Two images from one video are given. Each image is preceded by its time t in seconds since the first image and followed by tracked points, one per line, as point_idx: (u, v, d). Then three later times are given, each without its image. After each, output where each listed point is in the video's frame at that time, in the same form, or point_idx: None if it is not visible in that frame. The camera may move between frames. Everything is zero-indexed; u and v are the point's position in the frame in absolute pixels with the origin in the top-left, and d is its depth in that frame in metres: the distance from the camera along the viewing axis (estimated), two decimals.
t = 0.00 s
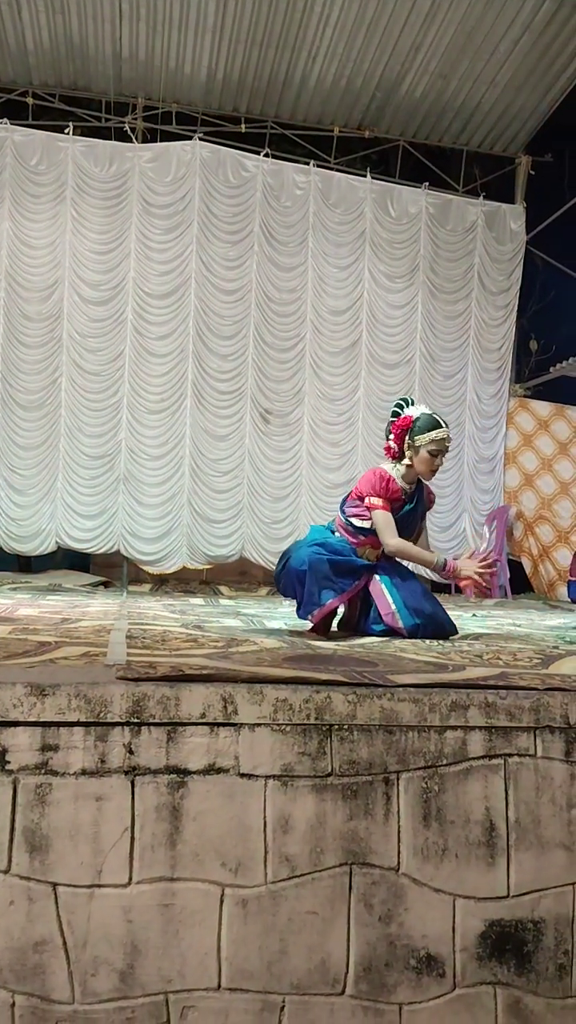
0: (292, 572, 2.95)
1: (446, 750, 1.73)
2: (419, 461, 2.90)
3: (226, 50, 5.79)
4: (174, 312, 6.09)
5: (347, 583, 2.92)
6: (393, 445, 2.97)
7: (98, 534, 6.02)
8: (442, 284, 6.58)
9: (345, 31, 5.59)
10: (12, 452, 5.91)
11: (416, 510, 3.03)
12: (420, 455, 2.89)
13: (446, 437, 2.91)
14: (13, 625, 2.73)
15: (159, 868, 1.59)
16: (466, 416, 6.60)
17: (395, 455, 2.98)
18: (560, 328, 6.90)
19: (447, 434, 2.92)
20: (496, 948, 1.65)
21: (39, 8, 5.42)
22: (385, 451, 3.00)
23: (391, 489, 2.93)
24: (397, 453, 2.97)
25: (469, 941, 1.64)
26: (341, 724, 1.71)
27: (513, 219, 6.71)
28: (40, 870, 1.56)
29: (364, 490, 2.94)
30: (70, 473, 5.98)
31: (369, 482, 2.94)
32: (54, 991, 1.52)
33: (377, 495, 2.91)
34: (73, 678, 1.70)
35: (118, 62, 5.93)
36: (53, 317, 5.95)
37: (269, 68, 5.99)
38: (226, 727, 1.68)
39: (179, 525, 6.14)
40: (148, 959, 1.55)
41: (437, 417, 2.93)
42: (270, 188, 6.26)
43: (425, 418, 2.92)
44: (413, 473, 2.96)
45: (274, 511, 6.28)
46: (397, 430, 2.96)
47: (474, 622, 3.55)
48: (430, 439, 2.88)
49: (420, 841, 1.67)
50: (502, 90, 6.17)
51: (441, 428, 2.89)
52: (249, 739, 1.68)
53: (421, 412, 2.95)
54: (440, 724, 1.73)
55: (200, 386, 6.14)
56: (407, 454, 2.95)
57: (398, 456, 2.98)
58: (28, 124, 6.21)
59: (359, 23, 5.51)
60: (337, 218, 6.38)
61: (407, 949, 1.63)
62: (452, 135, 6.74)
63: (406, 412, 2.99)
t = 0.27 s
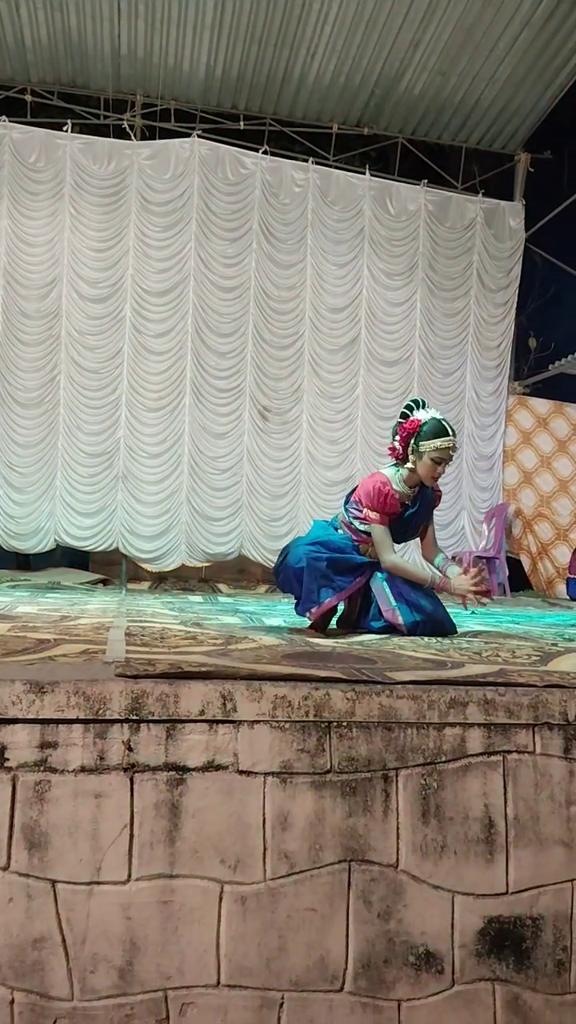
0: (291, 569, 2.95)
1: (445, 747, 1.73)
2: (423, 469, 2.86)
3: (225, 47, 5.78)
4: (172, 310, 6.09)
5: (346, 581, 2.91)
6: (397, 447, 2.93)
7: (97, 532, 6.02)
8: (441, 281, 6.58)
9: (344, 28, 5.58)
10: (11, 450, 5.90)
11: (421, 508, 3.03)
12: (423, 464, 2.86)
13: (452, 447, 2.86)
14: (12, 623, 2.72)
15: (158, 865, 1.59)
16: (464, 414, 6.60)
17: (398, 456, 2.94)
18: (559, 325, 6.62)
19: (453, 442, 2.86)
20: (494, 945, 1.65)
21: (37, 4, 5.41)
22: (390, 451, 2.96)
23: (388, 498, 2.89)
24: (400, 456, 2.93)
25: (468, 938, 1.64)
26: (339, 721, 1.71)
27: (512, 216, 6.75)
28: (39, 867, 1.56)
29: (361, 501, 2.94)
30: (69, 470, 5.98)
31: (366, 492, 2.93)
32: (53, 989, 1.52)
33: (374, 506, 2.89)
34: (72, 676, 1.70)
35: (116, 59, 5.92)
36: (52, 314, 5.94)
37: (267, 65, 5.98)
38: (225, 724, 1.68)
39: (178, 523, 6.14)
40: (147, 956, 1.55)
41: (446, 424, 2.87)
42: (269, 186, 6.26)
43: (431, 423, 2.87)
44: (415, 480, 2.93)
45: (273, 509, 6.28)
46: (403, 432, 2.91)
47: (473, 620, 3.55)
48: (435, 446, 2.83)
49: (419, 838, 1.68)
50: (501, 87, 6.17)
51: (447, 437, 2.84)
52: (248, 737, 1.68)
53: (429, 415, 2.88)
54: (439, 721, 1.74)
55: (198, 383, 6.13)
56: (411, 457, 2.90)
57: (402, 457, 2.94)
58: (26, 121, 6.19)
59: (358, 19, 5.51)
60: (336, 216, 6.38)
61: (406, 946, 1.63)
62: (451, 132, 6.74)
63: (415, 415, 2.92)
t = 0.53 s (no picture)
0: (289, 568, 2.98)
1: (443, 744, 1.73)
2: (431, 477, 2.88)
3: (223, 44, 5.78)
4: (171, 307, 6.08)
5: (344, 579, 2.92)
6: (405, 451, 2.92)
7: (96, 530, 6.03)
8: (440, 279, 6.57)
9: (342, 25, 5.58)
10: (9, 448, 5.89)
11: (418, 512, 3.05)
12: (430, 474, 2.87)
13: (460, 454, 2.85)
14: (12, 621, 2.72)
15: (157, 863, 1.59)
16: (463, 412, 6.61)
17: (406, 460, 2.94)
18: (558, 322, 6.67)
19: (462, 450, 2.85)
20: (493, 942, 1.65)
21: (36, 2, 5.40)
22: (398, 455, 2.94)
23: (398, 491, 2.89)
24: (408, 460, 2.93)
25: (466, 935, 1.64)
26: (339, 718, 1.71)
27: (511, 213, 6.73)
28: (38, 864, 1.56)
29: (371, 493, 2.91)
30: (67, 468, 5.98)
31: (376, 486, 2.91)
32: (52, 986, 1.52)
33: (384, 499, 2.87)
34: (71, 673, 1.70)
35: (114, 56, 5.91)
36: (50, 312, 5.93)
37: (266, 62, 5.97)
38: (224, 721, 1.68)
39: (176, 520, 6.14)
40: (146, 953, 1.55)
41: (455, 432, 2.84)
42: (267, 183, 6.25)
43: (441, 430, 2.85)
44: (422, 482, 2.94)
45: (272, 507, 6.28)
46: (412, 439, 2.88)
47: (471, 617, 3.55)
48: (444, 456, 2.83)
49: (418, 835, 1.68)
50: (500, 85, 6.17)
51: (456, 447, 2.82)
52: (247, 734, 1.68)
53: (440, 422, 2.84)
54: (438, 718, 1.74)
55: (197, 381, 6.13)
56: (419, 463, 2.90)
57: (409, 461, 2.93)
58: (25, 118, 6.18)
59: (357, 17, 5.50)
60: (334, 213, 6.37)
61: (405, 943, 1.63)
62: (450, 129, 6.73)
63: (425, 422, 2.88)
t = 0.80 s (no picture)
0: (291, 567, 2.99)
1: (442, 742, 1.73)
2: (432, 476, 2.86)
3: (222, 42, 5.77)
4: (170, 306, 6.08)
5: (345, 578, 2.91)
6: (407, 449, 2.92)
7: (95, 528, 6.03)
8: (439, 277, 6.57)
9: (341, 23, 5.57)
10: (9, 446, 5.89)
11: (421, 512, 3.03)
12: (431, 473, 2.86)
13: (462, 456, 2.83)
14: (11, 619, 2.72)
15: (156, 861, 1.59)
16: (462, 410, 6.62)
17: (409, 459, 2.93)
18: (557, 320, 6.55)
19: (464, 451, 2.84)
20: (492, 940, 1.64)
21: None
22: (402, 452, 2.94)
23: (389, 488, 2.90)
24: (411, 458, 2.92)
25: (465, 932, 1.64)
26: (337, 716, 1.71)
27: (510, 212, 6.74)
28: (36, 862, 1.56)
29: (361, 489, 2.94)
30: (66, 467, 5.98)
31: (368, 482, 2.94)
32: (51, 984, 1.52)
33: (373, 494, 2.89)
34: (69, 671, 1.70)
35: (113, 55, 5.90)
36: (49, 311, 5.93)
37: (265, 61, 5.97)
38: (223, 720, 1.68)
39: (176, 519, 6.14)
40: (145, 951, 1.55)
41: (459, 433, 2.82)
42: (266, 182, 6.25)
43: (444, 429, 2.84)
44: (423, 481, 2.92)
45: (271, 506, 6.28)
46: (416, 438, 2.88)
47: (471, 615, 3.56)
48: (446, 456, 2.81)
49: (417, 833, 1.68)
50: (499, 83, 6.17)
51: (457, 448, 2.80)
52: (246, 732, 1.68)
53: (444, 422, 2.83)
54: (436, 716, 1.74)
55: (196, 380, 6.13)
56: (420, 462, 2.90)
57: (411, 459, 2.93)
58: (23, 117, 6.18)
59: (356, 15, 5.50)
60: (334, 212, 6.37)
61: (404, 941, 1.63)
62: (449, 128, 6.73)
63: (430, 422, 2.87)
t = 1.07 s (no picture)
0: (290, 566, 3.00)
1: (442, 742, 1.73)
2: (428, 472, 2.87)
3: (221, 42, 5.77)
4: (169, 305, 6.08)
5: (344, 578, 2.91)
6: (404, 445, 2.91)
7: (95, 528, 6.03)
8: (438, 276, 6.57)
9: (340, 23, 5.57)
10: (8, 446, 5.89)
11: (419, 508, 3.03)
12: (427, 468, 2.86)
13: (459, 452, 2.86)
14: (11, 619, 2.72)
15: (156, 860, 1.59)
16: (462, 410, 6.61)
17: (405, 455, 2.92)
18: (556, 320, 6.60)
19: (461, 448, 2.86)
20: (492, 939, 1.64)
21: None
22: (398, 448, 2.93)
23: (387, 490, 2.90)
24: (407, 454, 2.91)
25: (465, 931, 1.64)
26: (337, 715, 1.71)
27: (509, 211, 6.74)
28: (37, 862, 1.56)
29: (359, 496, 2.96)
30: (66, 466, 5.98)
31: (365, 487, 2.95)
32: (51, 984, 1.52)
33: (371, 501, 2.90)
34: (69, 671, 1.69)
35: (112, 54, 5.90)
36: (49, 310, 5.93)
37: (264, 60, 5.97)
38: (222, 719, 1.68)
39: (175, 518, 6.15)
40: (145, 950, 1.55)
41: (455, 428, 2.85)
42: (265, 181, 6.25)
43: (440, 425, 2.85)
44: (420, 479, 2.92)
45: (271, 505, 6.28)
46: (413, 433, 2.89)
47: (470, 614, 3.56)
48: (443, 451, 2.82)
49: (416, 832, 1.68)
50: (498, 82, 6.17)
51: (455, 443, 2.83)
52: (246, 731, 1.68)
53: (441, 417, 2.85)
54: (436, 715, 1.74)
55: (196, 379, 6.13)
56: (417, 457, 2.89)
57: (407, 457, 2.92)
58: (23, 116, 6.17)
59: (355, 14, 5.50)
60: (333, 211, 6.37)
61: (403, 940, 1.63)
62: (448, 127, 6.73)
63: (427, 417, 2.89)
